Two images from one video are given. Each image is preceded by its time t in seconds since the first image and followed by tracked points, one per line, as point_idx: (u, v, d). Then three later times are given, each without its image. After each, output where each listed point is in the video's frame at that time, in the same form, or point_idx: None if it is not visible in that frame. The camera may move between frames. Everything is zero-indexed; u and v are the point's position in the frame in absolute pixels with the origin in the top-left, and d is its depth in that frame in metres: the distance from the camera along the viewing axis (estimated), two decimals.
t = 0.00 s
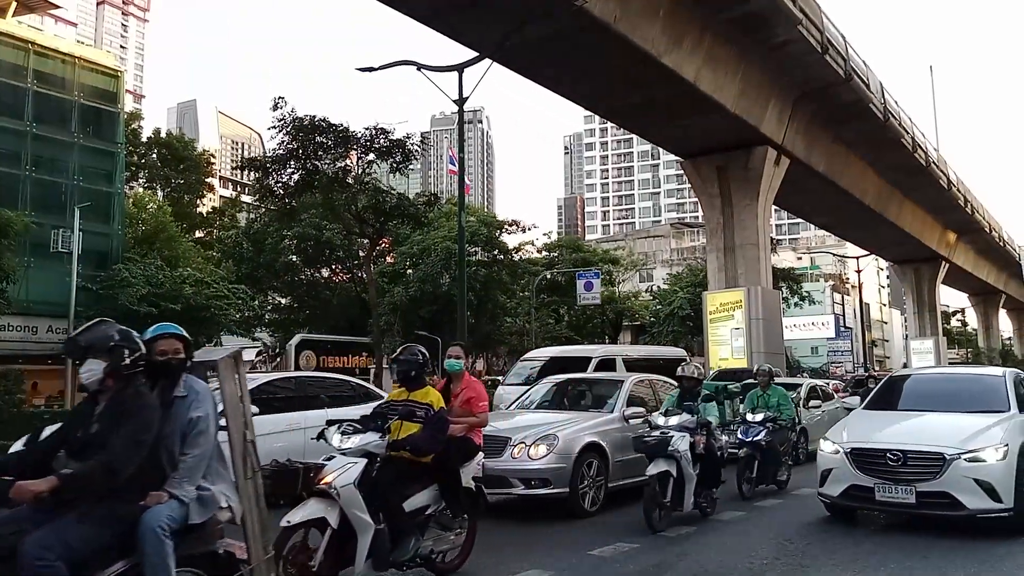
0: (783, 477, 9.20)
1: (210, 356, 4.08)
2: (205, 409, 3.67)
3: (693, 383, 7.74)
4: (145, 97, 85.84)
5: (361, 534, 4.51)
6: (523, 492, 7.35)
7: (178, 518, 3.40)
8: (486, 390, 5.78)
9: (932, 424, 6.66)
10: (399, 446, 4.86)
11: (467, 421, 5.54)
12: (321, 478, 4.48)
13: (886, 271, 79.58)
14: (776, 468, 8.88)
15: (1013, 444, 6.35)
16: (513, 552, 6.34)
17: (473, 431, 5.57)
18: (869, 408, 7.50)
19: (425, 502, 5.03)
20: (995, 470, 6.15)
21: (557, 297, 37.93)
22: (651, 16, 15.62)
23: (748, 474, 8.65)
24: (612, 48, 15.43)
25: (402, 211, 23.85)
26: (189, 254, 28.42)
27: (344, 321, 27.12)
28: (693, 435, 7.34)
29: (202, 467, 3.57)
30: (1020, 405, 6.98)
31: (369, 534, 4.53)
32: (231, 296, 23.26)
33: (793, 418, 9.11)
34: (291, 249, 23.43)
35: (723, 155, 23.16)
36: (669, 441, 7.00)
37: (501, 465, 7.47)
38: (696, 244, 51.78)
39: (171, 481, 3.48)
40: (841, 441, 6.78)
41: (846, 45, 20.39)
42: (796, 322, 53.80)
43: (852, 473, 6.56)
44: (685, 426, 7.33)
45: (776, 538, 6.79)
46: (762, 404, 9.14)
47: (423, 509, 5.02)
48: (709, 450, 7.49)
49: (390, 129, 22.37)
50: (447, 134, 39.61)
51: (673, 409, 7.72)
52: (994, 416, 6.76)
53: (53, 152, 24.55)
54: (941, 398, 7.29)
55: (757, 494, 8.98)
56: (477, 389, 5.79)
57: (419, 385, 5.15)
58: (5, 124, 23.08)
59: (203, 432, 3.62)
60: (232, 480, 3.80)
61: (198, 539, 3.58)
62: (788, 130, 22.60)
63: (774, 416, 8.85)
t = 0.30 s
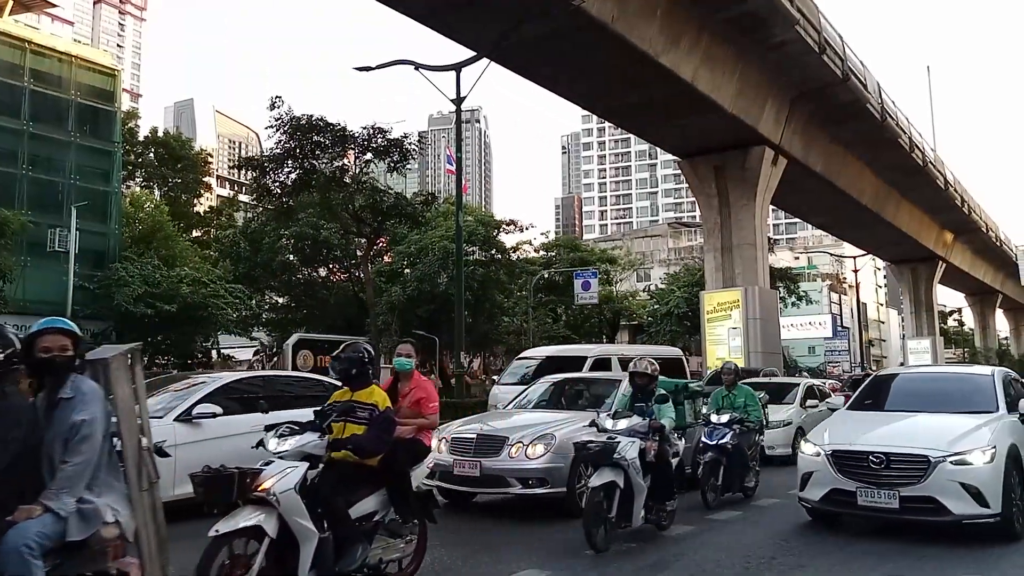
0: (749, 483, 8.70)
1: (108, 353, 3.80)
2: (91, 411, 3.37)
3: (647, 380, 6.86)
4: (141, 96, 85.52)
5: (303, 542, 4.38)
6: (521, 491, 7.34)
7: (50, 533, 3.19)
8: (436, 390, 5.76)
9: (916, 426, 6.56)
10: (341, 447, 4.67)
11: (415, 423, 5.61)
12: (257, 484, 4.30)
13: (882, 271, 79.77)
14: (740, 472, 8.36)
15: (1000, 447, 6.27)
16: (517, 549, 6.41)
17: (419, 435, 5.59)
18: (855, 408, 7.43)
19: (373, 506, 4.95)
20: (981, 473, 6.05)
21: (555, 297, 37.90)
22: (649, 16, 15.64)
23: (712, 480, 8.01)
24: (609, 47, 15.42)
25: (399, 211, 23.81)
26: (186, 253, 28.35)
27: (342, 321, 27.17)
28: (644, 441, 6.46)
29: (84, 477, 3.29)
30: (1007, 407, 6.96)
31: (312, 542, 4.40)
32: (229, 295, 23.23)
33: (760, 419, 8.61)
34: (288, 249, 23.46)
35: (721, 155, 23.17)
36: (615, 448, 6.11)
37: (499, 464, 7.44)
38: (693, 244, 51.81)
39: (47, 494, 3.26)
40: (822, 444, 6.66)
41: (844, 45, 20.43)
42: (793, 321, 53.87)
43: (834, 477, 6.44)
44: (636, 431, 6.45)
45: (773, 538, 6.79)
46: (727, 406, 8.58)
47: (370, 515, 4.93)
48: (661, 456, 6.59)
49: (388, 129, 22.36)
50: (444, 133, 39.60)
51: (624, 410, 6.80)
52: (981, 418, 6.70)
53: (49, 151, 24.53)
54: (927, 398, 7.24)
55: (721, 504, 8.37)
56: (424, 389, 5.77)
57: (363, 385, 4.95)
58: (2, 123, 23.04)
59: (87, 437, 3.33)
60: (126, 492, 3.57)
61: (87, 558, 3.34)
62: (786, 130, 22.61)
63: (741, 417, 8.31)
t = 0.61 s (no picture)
0: (720, 488, 7.96)
1: None
2: None
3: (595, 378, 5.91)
4: (140, 95, 85.43)
5: (227, 551, 3.83)
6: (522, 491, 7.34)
7: None
8: (383, 390, 5.13)
9: (903, 427, 6.18)
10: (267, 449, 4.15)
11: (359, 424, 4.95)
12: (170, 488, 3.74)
13: (882, 271, 79.84)
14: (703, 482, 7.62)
15: (990, 449, 5.93)
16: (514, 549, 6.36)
17: (366, 436, 4.90)
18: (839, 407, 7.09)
19: (309, 515, 4.33)
20: (970, 477, 5.70)
21: (555, 297, 37.91)
22: (649, 16, 15.62)
23: (670, 486, 7.34)
24: (609, 47, 15.40)
25: (399, 210, 23.74)
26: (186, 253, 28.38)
27: (340, 321, 27.40)
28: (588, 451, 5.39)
29: None
30: (998, 407, 6.64)
31: (237, 551, 3.85)
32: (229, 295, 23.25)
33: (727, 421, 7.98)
34: (289, 248, 23.61)
35: (721, 155, 23.18)
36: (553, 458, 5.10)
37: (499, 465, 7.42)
38: (693, 243, 51.85)
39: None
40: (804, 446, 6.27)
41: (844, 45, 20.43)
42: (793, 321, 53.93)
43: (816, 480, 6.06)
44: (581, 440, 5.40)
45: (773, 538, 6.77)
46: (689, 406, 8.01)
47: (307, 525, 4.31)
48: (608, 468, 5.56)
49: (388, 129, 22.37)
50: (444, 133, 39.57)
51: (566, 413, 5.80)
52: (971, 418, 6.35)
53: (49, 151, 24.51)
54: (914, 397, 6.90)
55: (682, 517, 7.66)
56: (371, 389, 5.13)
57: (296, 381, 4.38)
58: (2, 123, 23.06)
59: None
60: None
61: None
62: (785, 130, 22.61)
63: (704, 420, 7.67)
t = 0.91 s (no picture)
0: (678, 500, 7.13)
1: None
2: None
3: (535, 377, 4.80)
4: (139, 95, 85.40)
5: (105, 561, 3.68)
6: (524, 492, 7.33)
7: None
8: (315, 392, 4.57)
9: (888, 430, 5.86)
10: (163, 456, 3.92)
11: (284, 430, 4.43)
12: (48, 495, 3.64)
13: (882, 271, 79.97)
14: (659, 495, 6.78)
15: (980, 453, 5.62)
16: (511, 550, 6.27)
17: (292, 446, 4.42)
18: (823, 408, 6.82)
19: (215, 526, 4.05)
20: (958, 482, 5.38)
21: (555, 297, 37.95)
22: (649, 16, 15.61)
23: (615, 499, 6.49)
24: (608, 47, 15.39)
25: (399, 210, 23.79)
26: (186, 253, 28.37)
27: (341, 320, 27.49)
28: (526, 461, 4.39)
29: None
30: (989, 408, 6.41)
31: (117, 561, 3.71)
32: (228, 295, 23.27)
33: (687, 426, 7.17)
34: (288, 249, 23.84)
35: (721, 155, 23.19)
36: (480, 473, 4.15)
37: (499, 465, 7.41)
38: (693, 243, 51.86)
39: None
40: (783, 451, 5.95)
41: (843, 45, 20.44)
42: (793, 322, 53.92)
43: (796, 486, 5.74)
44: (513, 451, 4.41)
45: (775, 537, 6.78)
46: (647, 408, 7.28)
47: (209, 536, 4.03)
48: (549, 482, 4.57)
49: (388, 129, 22.36)
50: (444, 133, 39.59)
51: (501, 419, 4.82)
52: (959, 420, 6.06)
53: (50, 151, 24.49)
54: (902, 397, 6.63)
55: (633, 533, 6.85)
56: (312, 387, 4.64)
57: (205, 385, 4.10)
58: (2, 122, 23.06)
59: None
60: None
61: None
62: (786, 130, 22.60)
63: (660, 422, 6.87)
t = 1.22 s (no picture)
0: (622, 516, 6.49)
1: None
2: None
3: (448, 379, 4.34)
4: (135, 95, 85.21)
5: None
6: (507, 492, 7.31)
7: None
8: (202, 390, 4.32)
9: (866, 433, 5.71)
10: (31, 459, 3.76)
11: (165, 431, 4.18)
12: None
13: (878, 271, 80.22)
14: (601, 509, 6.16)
15: (965, 457, 5.47)
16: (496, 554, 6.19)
17: (174, 447, 4.17)
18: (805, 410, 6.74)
19: (82, 537, 3.75)
20: (940, 487, 5.23)
21: (552, 297, 37.99)
22: (646, 15, 15.62)
23: (545, 513, 5.84)
24: (606, 46, 15.40)
25: (396, 210, 23.83)
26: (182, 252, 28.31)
27: (338, 320, 27.42)
28: (434, 475, 4.06)
29: None
30: (973, 408, 6.35)
31: None
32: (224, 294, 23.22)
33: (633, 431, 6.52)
34: (284, 248, 23.37)
35: (718, 155, 23.20)
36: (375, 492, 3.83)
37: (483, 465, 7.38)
38: (690, 243, 51.89)
39: None
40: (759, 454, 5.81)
41: (840, 45, 20.48)
42: (788, 322, 53.99)
43: (772, 490, 5.58)
44: (418, 462, 4.04)
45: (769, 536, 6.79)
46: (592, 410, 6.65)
47: (76, 547, 3.72)
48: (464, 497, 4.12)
49: (386, 128, 22.34)
50: (441, 133, 39.60)
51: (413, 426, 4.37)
52: (943, 421, 5.96)
53: (45, 150, 24.42)
54: (884, 398, 6.55)
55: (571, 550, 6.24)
56: (208, 392, 4.39)
57: (86, 385, 3.90)
58: None
59: None
60: None
61: None
62: (782, 131, 22.62)
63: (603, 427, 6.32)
